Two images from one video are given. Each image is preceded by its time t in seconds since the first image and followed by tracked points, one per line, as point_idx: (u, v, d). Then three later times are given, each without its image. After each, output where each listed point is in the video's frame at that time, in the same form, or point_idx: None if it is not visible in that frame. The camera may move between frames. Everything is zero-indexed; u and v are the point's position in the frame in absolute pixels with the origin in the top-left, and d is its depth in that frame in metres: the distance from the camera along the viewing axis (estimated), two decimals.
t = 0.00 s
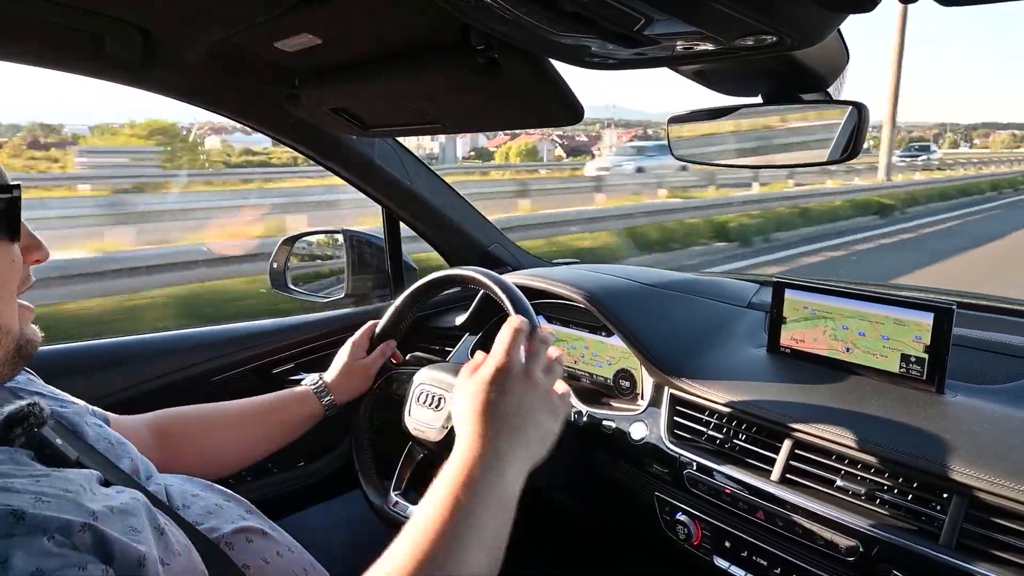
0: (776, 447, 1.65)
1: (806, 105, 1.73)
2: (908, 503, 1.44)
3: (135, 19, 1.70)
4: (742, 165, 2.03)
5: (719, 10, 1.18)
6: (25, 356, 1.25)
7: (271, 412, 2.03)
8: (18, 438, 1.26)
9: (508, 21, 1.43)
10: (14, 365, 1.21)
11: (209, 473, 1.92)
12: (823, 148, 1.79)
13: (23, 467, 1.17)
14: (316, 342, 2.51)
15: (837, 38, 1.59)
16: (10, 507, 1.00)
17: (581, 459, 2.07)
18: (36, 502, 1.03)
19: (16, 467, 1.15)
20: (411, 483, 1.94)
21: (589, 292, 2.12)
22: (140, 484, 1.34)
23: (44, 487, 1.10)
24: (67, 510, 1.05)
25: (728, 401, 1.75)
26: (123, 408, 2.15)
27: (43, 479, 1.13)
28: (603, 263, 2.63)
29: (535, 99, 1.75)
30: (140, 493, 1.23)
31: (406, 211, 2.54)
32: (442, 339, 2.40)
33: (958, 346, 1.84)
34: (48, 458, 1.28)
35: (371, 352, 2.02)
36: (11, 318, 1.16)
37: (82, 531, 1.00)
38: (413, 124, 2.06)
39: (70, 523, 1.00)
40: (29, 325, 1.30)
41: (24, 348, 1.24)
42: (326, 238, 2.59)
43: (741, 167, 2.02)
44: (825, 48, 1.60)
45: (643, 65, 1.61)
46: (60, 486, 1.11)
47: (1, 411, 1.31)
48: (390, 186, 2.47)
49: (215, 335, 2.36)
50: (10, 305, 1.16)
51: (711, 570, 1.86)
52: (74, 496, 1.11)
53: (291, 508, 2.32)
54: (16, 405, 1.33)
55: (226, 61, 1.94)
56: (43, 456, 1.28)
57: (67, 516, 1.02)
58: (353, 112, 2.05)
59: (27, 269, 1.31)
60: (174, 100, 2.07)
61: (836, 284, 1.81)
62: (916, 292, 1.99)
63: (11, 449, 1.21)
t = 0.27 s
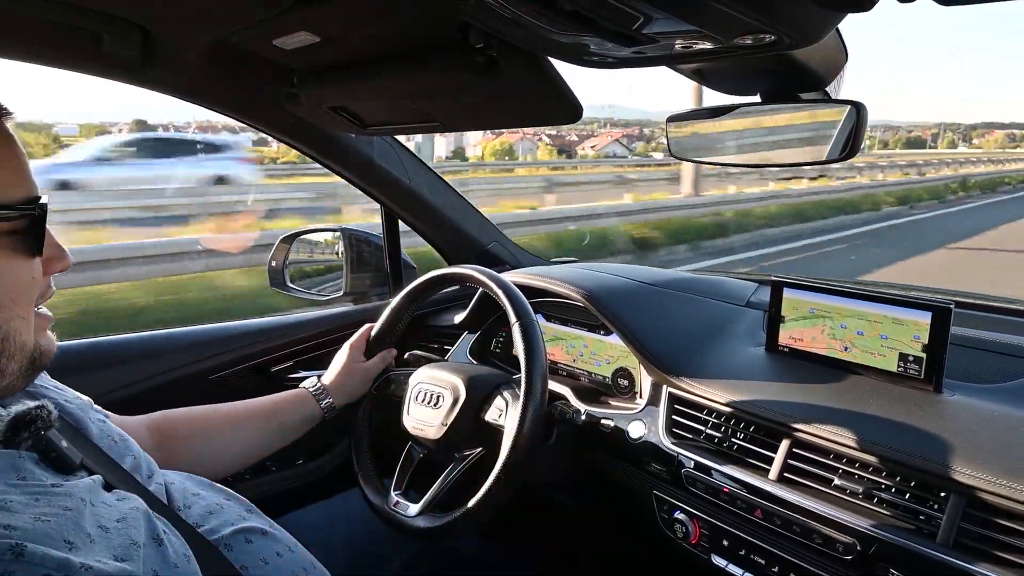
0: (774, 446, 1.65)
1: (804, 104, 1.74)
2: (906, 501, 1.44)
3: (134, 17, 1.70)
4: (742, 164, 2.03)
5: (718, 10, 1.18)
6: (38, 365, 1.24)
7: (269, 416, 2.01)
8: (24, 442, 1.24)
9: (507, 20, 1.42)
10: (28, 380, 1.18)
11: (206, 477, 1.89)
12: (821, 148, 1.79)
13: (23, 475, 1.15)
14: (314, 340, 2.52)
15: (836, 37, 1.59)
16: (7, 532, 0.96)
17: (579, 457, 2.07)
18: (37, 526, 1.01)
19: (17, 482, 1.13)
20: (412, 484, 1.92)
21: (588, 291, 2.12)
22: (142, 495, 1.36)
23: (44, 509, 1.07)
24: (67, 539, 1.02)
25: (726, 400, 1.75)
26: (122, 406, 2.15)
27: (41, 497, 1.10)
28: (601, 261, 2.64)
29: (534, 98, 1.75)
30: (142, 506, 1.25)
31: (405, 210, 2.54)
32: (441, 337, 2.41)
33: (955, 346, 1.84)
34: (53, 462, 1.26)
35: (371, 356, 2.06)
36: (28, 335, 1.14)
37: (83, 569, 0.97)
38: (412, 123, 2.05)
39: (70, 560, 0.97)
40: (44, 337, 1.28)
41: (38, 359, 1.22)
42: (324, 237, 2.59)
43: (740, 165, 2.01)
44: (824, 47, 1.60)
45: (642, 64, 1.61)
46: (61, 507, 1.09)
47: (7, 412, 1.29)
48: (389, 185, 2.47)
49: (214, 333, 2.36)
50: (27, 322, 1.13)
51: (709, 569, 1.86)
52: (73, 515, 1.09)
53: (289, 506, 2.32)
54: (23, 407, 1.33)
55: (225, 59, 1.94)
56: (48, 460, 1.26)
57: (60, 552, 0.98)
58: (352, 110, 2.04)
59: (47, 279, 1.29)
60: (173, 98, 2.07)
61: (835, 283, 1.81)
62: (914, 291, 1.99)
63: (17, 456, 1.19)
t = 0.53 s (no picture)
0: (769, 447, 1.66)
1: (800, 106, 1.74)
2: (900, 502, 1.45)
3: (130, 17, 1.70)
4: (738, 164, 2.03)
5: (712, 11, 1.18)
6: (33, 370, 1.23)
7: (260, 423, 2.00)
8: (18, 445, 1.25)
9: (502, 21, 1.43)
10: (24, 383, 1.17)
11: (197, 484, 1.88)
12: (817, 149, 1.79)
13: (18, 478, 1.15)
14: (311, 340, 2.52)
15: (831, 39, 1.60)
16: (3, 532, 0.96)
17: (575, 458, 2.08)
18: (32, 527, 1.01)
19: (12, 484, 1.12)
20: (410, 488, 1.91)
21: (583, 292, 2.12)
22: (135, 497, 1.36)
23: (39, 509, 1.07)
24: (62, 541, 1.02)
25: (721, 401, 1.75)
26: (117, 406, 2.15)
27: (38, 497, 1.10)
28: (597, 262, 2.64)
29: (529, 99, 1.75)
30: (137, 508, 1.24)
31: (400, 210, 2.54)
32: (437, 339, 2.41)
33: (949, 347, 1.85)
34: (46, 465, 1.26)
35: (366, 359, 2.06)
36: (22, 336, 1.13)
37: (79, 572, 0.97)
38: (408, 123, 2.05)
39: (66, 561, 0.97)
40: (36, 339, 1.28)
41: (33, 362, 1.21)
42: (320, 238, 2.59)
43: (735, 167, 2.02)
44: (819, 49, 1.60)
45: (638, 65, 1.61)
46: (56, 508, 1.09)
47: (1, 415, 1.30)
48: (385, 186, 2.47)
49: (209, 334, 2.36)
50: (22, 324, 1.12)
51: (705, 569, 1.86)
52: (68, 517, 1.09)
53: (285, 507, 2.32)
54: (16, 411, 1.33)
55: (221, 60, 1.94)
56: (42, 462, 1.26)
57: (55, 553, 0.98)
58: (348, 111, 2.04)
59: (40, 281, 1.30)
60: (168, 99, 2.07)
61: (830, 285, 1.81)
62: (909, 292, 2.00)
63: (11, 460, 1.19)
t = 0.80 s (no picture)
0: (762, 444, 1.66)
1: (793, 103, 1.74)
2: (892, 498, 1.46)
3: (122, 13, 1.69)
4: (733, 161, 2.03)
5: (707, 8, 1.18)
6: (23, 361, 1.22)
7: (253, 420, 2.00)
8: (9, 442, 1.23)
9: (497, 17, 1.42)
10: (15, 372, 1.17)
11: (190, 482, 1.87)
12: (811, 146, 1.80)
13: (10, 478, 1.15)
14: (305, 337, 2.51)
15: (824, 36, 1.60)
16: None
17: (569, 455, 2.08)
18: (24, 527, 1.00)
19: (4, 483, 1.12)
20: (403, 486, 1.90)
21: (578, 289, 2.12)
22: (128, 496, 1.35)
23: (31, 508, 1.06)
24: (55, 541, 1.02)
25: (715, 398, 1.75)
26: (111, 403, 2.15)
27: (30, 496, 1.09)
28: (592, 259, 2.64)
29: (524, 96, 1.75)
30: (129, 506, 1.24)
31: (395, 207, 2.53)
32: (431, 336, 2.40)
33: (942, 344, 1.86)
34: (38, 464, 1.26)
35: (360, 355, 2.05)
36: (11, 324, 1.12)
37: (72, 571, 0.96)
38: (402, 120, 2.05)
39: (59, 561, 0.96)
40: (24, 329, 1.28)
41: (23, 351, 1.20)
42: (314, 235, 2.60)
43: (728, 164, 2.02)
44: (812, 46, 1.60)
45: (632, 62, 1.61)
46: (48, 507, 1.08)
47: None
48: (379, 182, 2.47)
49: (203, 331, 2.35)
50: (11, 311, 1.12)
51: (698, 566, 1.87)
52: (61, 516, 1.08)
53: (279, 504, 2.32)
54: (9, 406, 1.30)
55: (214, 56, 1.93)
56: (33, 461, 1.25)
57: (48, 554, 0.97)
58: (342, 107, 2.04)
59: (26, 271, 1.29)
60: (161, 95, 2.06)
61: (823, 282, 1.82)
62: (901, 289, 2.01)
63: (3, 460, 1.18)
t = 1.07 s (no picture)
0: (763, 445, 1.66)
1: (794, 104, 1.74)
2: (892, 500, 1.45)
3: (123, 15, 1.69)
4: (733, 162, 2.04)
5: (707, 10, 1.18)
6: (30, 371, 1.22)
7: (254, 419, 2.00)
8: (15, 449, 1.22)
9: (497, 19, 1.42)
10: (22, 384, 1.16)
11: (191, 479, 1.88)
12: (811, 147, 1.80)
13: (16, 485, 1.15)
14: (305, 338, 2.51)
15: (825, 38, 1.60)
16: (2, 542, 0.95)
17: (569, 455, 2.08)
18: (29, 536, 1.00)
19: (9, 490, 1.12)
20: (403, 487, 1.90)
21: (578, 290, 2.13)
22: (131, 501, 1.36)
23: (37, 516, 1.06)
24: (60, 550, 1.02)
25: (715, 399, 1.76)
26: (112, 404, 2.14)
27: (35, 504, 1.09)
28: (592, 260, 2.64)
29: (525, 97, 1.76)
30: (133, 514, 1.24)
31: (395, 208, 2.54)
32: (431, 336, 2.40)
33: (942, 345, 1.85)
34: (43, 471, 1.26)
35: (361, 354, 2.05)
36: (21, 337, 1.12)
37: None
38: (403, 121, 2.05)
39: (64, 571, 0.96)
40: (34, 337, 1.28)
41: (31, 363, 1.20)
42: (316, 236, 2.57)
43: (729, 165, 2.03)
44: (813, 47, 1.60)
45: (631, 64, 1.62)
46: (53, 515, 1.08)
47: None
48: (379, 183, 2.47)
49: (203, 332, 2.35)
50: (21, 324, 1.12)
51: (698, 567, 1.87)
52: (65, 526, 1.08)
53: (279, 505, 2.32)
54: (15, 411, 1.29)
55: (215, 57, 1.93)
56: (38, 467, 1.25)
57: (53, 564, 0.97)
58: (343, 109, 2.04)
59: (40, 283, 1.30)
60: (162, 96, 2.06)
61: (824, 283, 1.82)
62: (902, 290, 2.01)
63: (8, 466, 1.18)
